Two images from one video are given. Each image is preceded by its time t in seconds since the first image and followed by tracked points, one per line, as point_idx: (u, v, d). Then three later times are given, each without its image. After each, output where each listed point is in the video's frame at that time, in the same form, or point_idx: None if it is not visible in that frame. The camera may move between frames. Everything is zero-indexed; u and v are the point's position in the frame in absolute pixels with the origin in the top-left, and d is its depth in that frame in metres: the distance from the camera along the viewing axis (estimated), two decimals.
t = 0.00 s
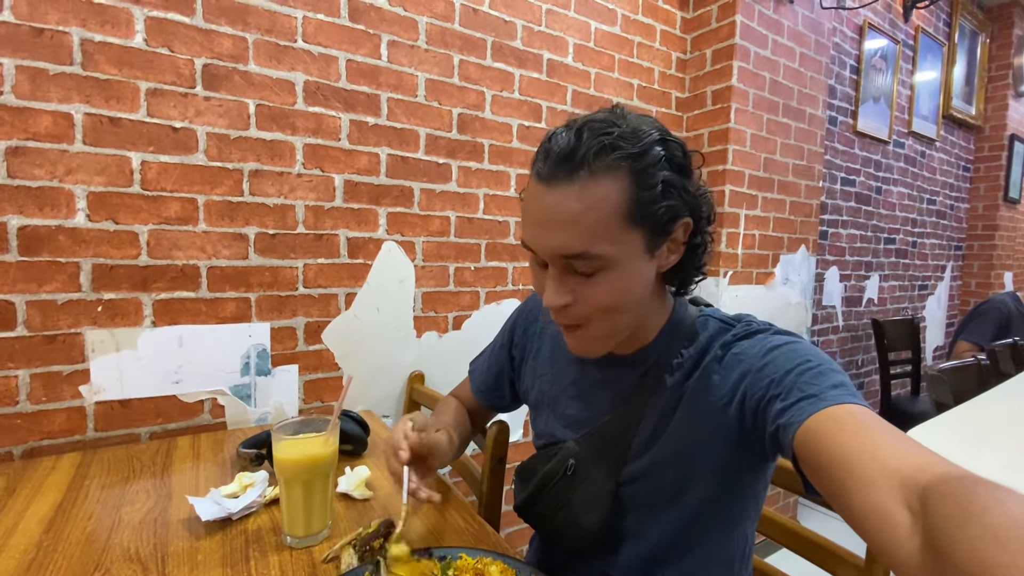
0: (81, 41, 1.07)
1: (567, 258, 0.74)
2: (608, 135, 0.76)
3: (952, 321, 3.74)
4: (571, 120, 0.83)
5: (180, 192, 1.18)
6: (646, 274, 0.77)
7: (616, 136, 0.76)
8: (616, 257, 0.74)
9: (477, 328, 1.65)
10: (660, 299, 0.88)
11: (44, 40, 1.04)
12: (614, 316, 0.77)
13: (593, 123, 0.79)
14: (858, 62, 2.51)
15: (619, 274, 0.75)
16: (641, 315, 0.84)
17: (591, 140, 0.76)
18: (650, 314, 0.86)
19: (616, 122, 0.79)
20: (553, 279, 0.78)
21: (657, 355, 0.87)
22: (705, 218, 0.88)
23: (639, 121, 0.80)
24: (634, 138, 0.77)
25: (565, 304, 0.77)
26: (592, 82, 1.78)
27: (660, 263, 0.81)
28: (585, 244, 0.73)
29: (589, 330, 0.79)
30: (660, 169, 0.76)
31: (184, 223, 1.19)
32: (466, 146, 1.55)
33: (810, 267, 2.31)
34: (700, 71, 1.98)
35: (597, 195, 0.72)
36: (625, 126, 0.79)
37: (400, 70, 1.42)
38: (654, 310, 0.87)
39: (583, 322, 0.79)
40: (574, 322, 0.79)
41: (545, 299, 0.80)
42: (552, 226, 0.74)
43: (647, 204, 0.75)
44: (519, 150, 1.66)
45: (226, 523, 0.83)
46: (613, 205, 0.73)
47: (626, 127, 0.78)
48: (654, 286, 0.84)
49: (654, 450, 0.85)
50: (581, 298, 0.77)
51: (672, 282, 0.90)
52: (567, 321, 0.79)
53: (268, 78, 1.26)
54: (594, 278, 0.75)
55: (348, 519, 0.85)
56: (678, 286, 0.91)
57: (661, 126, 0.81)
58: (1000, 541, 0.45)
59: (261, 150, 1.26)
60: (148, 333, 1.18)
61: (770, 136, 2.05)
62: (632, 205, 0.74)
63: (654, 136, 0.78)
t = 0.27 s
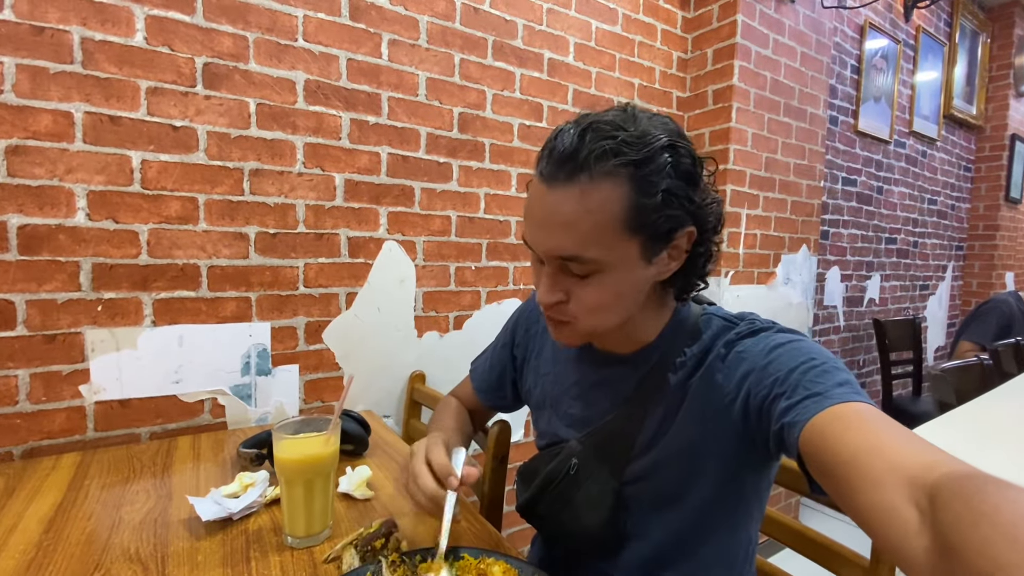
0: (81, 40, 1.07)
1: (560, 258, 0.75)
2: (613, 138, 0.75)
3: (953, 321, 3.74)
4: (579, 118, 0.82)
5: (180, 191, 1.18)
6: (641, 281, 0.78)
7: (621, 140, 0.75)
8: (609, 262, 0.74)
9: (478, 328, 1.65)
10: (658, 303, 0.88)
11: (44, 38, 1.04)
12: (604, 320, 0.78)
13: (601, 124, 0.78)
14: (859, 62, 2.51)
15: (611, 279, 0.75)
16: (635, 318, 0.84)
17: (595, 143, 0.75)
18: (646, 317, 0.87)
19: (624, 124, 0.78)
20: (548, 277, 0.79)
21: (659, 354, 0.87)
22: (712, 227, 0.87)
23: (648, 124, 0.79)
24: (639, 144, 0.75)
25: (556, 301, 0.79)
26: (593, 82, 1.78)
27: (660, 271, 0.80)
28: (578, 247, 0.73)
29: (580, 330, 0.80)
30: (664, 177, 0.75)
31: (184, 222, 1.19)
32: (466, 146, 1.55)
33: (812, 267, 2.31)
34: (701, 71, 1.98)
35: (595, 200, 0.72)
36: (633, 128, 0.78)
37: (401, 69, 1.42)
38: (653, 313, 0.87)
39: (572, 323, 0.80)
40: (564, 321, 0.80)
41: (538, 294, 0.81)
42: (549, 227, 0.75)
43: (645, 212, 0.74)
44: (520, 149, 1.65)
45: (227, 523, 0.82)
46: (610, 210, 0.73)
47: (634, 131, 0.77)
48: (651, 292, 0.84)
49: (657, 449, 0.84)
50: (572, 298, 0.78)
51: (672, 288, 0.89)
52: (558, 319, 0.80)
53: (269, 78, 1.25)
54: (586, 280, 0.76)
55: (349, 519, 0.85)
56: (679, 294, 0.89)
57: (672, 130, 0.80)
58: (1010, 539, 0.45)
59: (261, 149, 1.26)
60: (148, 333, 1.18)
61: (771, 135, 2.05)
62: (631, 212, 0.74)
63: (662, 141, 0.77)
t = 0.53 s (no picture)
0: (84, 39, 1.07)
1: (587, 259, 0.74)
2: (626, 131, 0.76)
3: (954, 322, 3.74)
4: (580, 117, 0.82)
5: (182, 190, 1.18)
6: (663, 270, 0.78)
7: (634, 132, 0.76)
8: (636, 256, 0.74)
9: (479, 327, 1.65)
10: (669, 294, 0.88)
11: (47, 37, 1.04)
12: (633, 312, 0.78)
13: (607, 119, 0.78)
14: (860, 62, 2.51)
15: (638, 271, 0.75)
16: (653, 310, 0.84)
17: (609, 137, 0.75)
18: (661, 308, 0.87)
19: (630, 118, 0.79)
20: (572, 280, 0.77)
21: (663, 353, 0.87)
22: (717, 211, 0.89)
23: (651, 115, 0.80)
24: (650, 134, 0.77)
25: (585, 304, 0.77)
26: (594, 82, 1.78)
27: (676, 259, 0.81)
28: (608, 244, 0.72)
29: (609, 329, 0.79)
30: (677, 164, 0.77)
31: (186, 222, 1.19)
32: (468, 145, 1.55)
33: (813, 267, 2.31)
34: (703, 71, 1.98)
35: (618, 193, 0.72)
36: (639, 121, 0.79)
37: (403, 69, 1.42)
38: (665, 303, 0.87)
39: (602, 322, 0.79)
40: (593, 322, 0.79)
41: (561, 300, 0.79)
42: (571, 227, 0.73)
43: (666, 199, 0.75)
44: (522, 149, 1.65)
45: (229, 522, 0.82)
46: (634, 202, 0.73)
47: (641, 122, 0.78)
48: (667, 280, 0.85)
49: (661, 448, 0.84)
50: (599, 297, 0.77)
51: (681, 275, 0.89)
52: (587, 322, 0.79)
53: (271, 77, 1.25)
54: (614, 277, 0.75)
55: (352, 519, 0.85)
56: (687, 280, 0.91)
57: (673, 120, 0.82)
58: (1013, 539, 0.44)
59: (263, 148, 1.26)
60: (150, 332, 1.18)
61: (772, 136, 2.05)
62: (652, 202, 0.74)
63: (668, 130, 0.79)
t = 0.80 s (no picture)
0: (86, 37, 1.07)
1: (575, 259, 0.75)
2: (626, 134, 0.75)
3: (954, 322, 3.74)
4: (586, 115, 0.82)
5: (184, 188, 1.18)
6: (653, 277, 0.78)
7: (635, 135, 0.75)
8: (625, 261, 0.74)
9: (479, 326, 1.65)
10: (666, 297, 0.88)
11: (49, 35, 1.04)
12: (619, 317, 0.78)
13: (609, 120, 0.78)
14: (860, 63, 2.51)
15: (626, 277, 0.76)
16: (645, 315, 0.84)
17: (608, 139, 0.75)
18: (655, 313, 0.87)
19: (634, 120, 0.78)
20: (560, 277, 0.78)
21: (662, 351, 0.87)
22: (720, 221, 0.88)
23: (657, 119, 0.79)
24: (652, 138, 0.76)
25: (571, 302, 0.78)
26: (595, 81, 1.79)
27: (670, 266, 0.81)
28: (596, 247, 0.73)
29: (593, 329, 0.80)
30: (676, 173, 0.76)
31: (188, 219, 1.19)
32: (469, 145, 1.55)
33: (813, 267, 2.31)
34: (703, 71, 1.99)
35: (611, 198, 0.72)
36: (642, 124, 0.78)
37: (404, 68, 1.42)
38: (662, 307, 0.88)
39: (586, 322, 0.79)
40: (578, 321, 0.80)
41: (550, 296, 0.80)
42: (563, 227, 0.74)
43: (660, 208, 0.75)
44: (522, 148, 1.66)
45: (230, 518, 0.82)
46: (626, 208, 0.73)
47: (644, 126, 0.77)
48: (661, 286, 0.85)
49: (660, 446, 0.84)
50: (586, 297, 0.78)
51: (678, 280, 0.90)
52: (571, 319, 0.80)
53: (272, 76, 1.26)
54: (601, 280, 0.76)
55: (353, 515, 0.85)
56: (685, 285, 0.91)
57: (680, 125, 0.81)
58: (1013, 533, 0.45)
59: (264, 147, 1.26)
60: (151, 330, 1.18)
61: (772, 136, 2.05)
62: (646, 209, 0.74)
63: (672, 136, 0.78)
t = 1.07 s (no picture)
0: (87, 35, 1.07)
1: (589, 260, 0.74)
2: (624, 130, 0.76)
3: (953, 323, 3.74)
4: (579, 117, 0.82)
5: (185, 187, 1.18)
6: (664, 268, 0.78)
7: (632, 130, 0.76)
8: (638, 256, 0.74)
9: (480, 326, 1.65)
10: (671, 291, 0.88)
11: (50, 34, 1.04)
12: (637, 312, 0.78)
13: (605, 119, 0.78)
14: (860, 64, 2.52)
15: (641, 271, 0.75)
16: (656, 308, 0.84)
17: (607, 137, 0.75)
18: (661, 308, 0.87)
19: (628, 116, 0.79)
20: (575, 281, 0.77)
21: (663, 350, 0.87)
22: (717, 207, 0.89)
23: (649, 113, 0.80)
24: (648, 132, 0.77)
25: (588, 305, 0.77)
26: (595, 82, 1.79)
27: (677, 256, 0.82)
28: (610, 245, 0.72)
29: (611, 329, 0.80)
30: (676, 162, 0.77)
31: (188, 218, 1.19)
32: (470, 144, 1.55)
33: (813, 267, 2.31)
34: (703, 72, 1.99)
35: (620, 194, 0.72)
36: (637, 119, 0.79)
37: (405, 67, 1.42)
38: (666, 303, 0.87)
39: (605, 323, 0.79)
40: (596, 323, 0.79)
41: (564, 302, 0.79)
42: (573, 229, 0.73)
43: (667, 198, 0.75)
44: (523, 148, 1.66)
45: (231, 518, 0.82)
46: (635, 203, 0.72)
47: (639, 121, 0.78)
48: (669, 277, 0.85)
49: (661, 447, 0.84)
50: (603, 297, 0.77)
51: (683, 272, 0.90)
52: (590, 323, 0.79)
53: (273, 75, 1.25)
54: (617, 276, 0.76)
55: (354, 514, 0.85)
56: (688, 276, 0.91)
57: (671, 117, 0.82)
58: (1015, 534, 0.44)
59: (265, 146, 1.26)
60: (151, 329, 1.18)
61: (773, 136, 2.05)
62: (652, 201, 0.74)
63: (666, 127, 0.79)
